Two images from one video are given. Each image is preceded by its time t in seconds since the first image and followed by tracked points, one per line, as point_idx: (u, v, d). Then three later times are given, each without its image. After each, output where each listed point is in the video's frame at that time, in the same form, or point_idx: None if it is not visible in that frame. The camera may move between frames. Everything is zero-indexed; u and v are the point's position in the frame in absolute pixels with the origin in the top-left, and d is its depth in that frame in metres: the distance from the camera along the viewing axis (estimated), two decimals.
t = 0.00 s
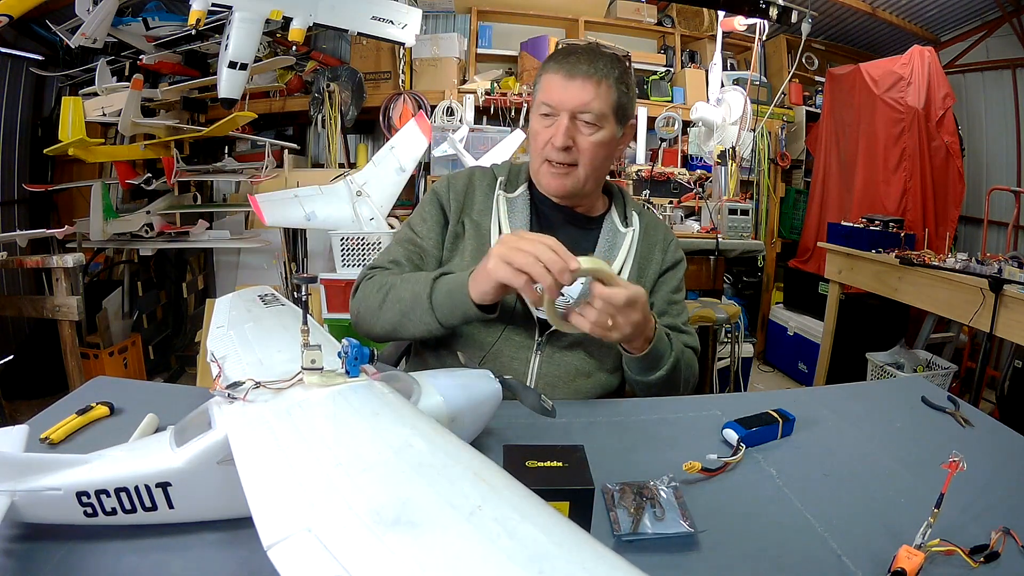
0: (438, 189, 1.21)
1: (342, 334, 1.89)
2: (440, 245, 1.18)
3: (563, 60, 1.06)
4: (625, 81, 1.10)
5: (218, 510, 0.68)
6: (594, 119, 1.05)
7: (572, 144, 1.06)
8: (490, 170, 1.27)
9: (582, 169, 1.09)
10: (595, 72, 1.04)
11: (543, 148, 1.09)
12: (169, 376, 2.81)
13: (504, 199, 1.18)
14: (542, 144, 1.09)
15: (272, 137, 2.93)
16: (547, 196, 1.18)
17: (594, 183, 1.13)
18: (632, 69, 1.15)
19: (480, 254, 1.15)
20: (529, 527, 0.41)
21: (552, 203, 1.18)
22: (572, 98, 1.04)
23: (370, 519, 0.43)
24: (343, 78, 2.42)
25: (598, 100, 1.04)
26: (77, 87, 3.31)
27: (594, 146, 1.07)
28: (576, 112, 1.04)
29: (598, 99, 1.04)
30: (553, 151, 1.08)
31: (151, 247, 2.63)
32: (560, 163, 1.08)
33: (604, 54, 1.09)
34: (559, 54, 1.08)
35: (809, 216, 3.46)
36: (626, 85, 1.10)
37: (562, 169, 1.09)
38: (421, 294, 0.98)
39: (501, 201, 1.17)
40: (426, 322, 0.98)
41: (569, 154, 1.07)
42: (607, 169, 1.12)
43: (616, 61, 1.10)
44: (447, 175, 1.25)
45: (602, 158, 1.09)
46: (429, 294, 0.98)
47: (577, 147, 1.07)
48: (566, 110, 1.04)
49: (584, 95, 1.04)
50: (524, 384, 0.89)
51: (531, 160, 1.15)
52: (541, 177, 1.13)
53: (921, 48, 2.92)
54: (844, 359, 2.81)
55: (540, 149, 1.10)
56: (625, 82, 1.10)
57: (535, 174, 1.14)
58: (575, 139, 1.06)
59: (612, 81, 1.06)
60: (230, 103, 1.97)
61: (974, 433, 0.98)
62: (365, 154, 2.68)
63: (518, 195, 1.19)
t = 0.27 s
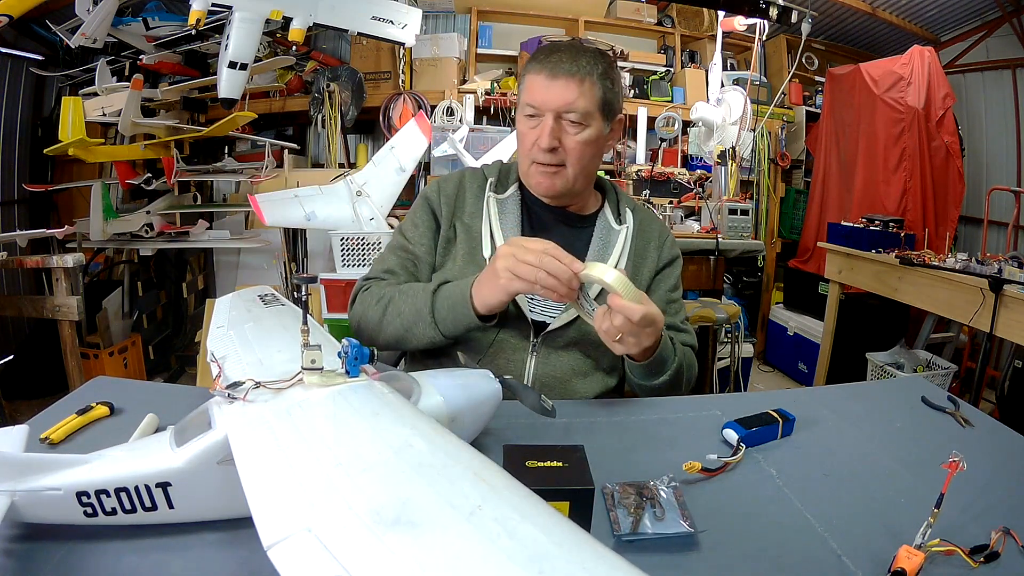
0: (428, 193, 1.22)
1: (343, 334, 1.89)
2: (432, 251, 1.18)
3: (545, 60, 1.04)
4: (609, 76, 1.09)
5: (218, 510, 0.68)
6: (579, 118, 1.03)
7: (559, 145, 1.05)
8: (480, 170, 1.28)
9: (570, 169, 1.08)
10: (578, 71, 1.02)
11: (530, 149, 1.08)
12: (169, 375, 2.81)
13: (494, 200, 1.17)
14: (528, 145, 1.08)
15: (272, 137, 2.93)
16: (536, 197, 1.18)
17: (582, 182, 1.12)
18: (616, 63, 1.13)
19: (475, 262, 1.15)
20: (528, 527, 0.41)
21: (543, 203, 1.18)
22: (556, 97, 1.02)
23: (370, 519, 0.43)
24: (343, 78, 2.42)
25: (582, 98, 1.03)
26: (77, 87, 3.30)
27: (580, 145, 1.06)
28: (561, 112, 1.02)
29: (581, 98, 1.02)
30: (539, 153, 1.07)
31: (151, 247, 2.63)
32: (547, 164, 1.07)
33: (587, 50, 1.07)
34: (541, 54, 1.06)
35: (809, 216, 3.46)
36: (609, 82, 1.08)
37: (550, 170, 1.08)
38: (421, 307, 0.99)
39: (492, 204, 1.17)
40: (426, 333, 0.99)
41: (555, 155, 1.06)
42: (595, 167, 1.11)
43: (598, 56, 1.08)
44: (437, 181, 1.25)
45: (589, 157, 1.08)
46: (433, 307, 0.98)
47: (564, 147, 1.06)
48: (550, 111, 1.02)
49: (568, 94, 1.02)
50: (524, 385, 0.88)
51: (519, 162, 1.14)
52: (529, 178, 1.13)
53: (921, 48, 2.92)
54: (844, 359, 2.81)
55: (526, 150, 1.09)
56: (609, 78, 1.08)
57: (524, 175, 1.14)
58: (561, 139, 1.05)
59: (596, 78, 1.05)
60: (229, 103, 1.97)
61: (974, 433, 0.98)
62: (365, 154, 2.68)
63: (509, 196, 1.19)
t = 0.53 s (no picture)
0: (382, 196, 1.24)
1: (343, 335, 1.89)
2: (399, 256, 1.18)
3: (428, 51, 0.95)
4: (507, 51, 0.98)
5: (218, 510, 0.68)
6: (477, 106, 0.93)
7: (462, 141, 0.96)
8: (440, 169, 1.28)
9: (483, 164, 0.99)
10: (461, 55, 0.92)
11: (435, 152, 1.00)
12: (169, 375, 2.82)
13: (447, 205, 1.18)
14: (432, 149, 0.99)
15: (272, 137, 2.93)
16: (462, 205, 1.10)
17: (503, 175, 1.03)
18: (514, 31, 1.01)
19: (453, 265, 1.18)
20: (528, 527, 0.41)
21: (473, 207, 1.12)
22: (447, 88, 0.92)
23: (371, 519, 0.43)
24: (344, 78, 2.42)
25: (475, 84, 0.92)
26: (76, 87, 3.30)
27: (486, 136, 0.96)
28: (456, 103, 0.93)
29: (473, 84, 0.92)
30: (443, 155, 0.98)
31: (150, 248, 2.63)
32: (454, 165, 0.99)
33: (472, 29, 0.97)
34: (427, 44, 0.97)
35: (809, 216, 3.47)
36: (505, 56, 0.97)
37: (460, 169, 1.00)
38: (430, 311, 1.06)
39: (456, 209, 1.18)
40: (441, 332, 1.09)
41: (461, 153, 0.97)
42: (512, 156, 1.01)
43: (488, 31, 0.97)
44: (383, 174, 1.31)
45: (501, 147, 0.98)
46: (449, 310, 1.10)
47: (467, 143, 0.96)
48: (444, 105, 0.93)
49: (459, 83, 0.92)
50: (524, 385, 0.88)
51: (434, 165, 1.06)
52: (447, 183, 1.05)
53: (921, 48, 2.92)
54: (844, 359, 2.81)
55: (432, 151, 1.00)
56: (504, 51, 0.97)
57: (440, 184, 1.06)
58: (463, 134, 0.95)
59: (488, 56, 0.94)
60: (229, 102, 1.97)
61: (974, 433, 0.98)
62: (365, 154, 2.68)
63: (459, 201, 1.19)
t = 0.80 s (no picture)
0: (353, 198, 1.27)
1: (342, 334, 1.89)
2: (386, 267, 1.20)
3: (400, 56, 0.95)
4: (480, 52, 0.97)
5: (218, 509, 0.68)
6: (452, 110, 0.93)
7: (439, 147, 0.95)
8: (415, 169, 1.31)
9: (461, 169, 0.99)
10: (434, 58, 0.92)
11: (412, 159, 0.99)
12: (169, 375, 2.81)
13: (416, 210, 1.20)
14: (409, 156, 0.99)
15: (272, 137, 2.93)
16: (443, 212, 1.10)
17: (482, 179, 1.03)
18: (486, 31, 1.01)
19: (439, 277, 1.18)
20: (528, 517, 0.41)
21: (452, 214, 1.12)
22: (421, 93, 0.92)
23: (370, 511, 0.43)
24: (343, 78, 2.40)
25: (449, 87, 0.92)
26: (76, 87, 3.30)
27: (463, 140, 0.96)
28: (431, 109, 0.92)
29: (447, 87, 0.92)
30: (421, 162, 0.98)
31: (150, 247, 2.63)
32: (433, 172, 0.99)
33: (444, 32, 0.96)
34: (398, 50, 0.97)
35: (809, 216, 3.47)
36: (478, 56, 0.96)
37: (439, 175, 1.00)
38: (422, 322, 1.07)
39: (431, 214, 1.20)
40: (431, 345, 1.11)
41: (439, 160, 0.97)
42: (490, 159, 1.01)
43: (459, 33, 0.97)
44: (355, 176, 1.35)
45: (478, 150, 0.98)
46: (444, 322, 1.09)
47: (444, 149, 0.96)
48: (419, 110, 0.93)
49: (433, 87, 0.91)
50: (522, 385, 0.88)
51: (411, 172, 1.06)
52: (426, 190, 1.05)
53: (921, 48, 2.92)
54: (844, 359, 2.81)
55: (409, 158, 1.00)
56: (476, 52, 0.97)
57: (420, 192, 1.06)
58: (439, 139, 0.95)
59: (461, 58, 0.94)
60: (229, 102, 1.97)
61: (974, 433, 0.98)
62: (365, 154, 2.68)
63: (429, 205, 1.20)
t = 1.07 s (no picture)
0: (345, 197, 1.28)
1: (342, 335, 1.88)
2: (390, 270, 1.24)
3: (394, 60, 0.95)
4: (474, 53, 0.97)
5: (219, 509, 0.69)
6: (447, 115, 0.93)
7: (436, 152, 0.96)
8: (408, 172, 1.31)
9: (459, 175, 0.99)
10: (428, 61, 0.92)
11: (409, 165, 1.00)
12: (169, 375, 2.81)
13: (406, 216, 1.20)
14: (406, 161, 1.00)
15: (272, 137, 2.93)
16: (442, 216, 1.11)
17: (479, 183, 1.04)
18: (479, 31, 1.01)
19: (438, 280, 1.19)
20: (528, 511, 0.41)
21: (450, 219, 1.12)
22: (416, 98, 0.92)
23: (370, 506, 0.43)
24: (343, 78, 2.39)
25: (443, 92, 0.92)
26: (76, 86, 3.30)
27: (458, 145, 0.96)
28: (426, 114, 0.93)
29: (441, 91, 0.92)
30: (418, 169, 0.99)
31: (150, 247, 2.63)
32: (431, 178, 1.00)
33: (437, 35, 0.96)
34: (391, 55, 0.97)
35: (809, 216, 3.46)
36: (472, 58, 0.96)
37: (437, 182, 1.01)
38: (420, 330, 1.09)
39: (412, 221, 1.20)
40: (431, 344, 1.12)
41: (435, 166, 0.97)
42: (487, 163, 1.02)
43: (452, 34, 0.97)
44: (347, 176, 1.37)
45: (475, 154, 0.98)
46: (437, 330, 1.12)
47: (440, 154, 0.97)
48: (413, 116, 0.93)
49: (427, 92, 0.92)
50: (521, 384, 0.89)
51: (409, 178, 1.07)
52: (424, 196, 1.05)
53: (921, 48, 2.92)
54: (844, 359, 2.81)
55: (406, 164, 1.01)
56: (471, 54, 0.96)
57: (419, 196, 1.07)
58: (435, 145, 0.96)
59: (454, 61, 0.94)
60: (229, 103, 1.97)
61: (973, 433, 0.98)
62: (365, 154, 2.68)
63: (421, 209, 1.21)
